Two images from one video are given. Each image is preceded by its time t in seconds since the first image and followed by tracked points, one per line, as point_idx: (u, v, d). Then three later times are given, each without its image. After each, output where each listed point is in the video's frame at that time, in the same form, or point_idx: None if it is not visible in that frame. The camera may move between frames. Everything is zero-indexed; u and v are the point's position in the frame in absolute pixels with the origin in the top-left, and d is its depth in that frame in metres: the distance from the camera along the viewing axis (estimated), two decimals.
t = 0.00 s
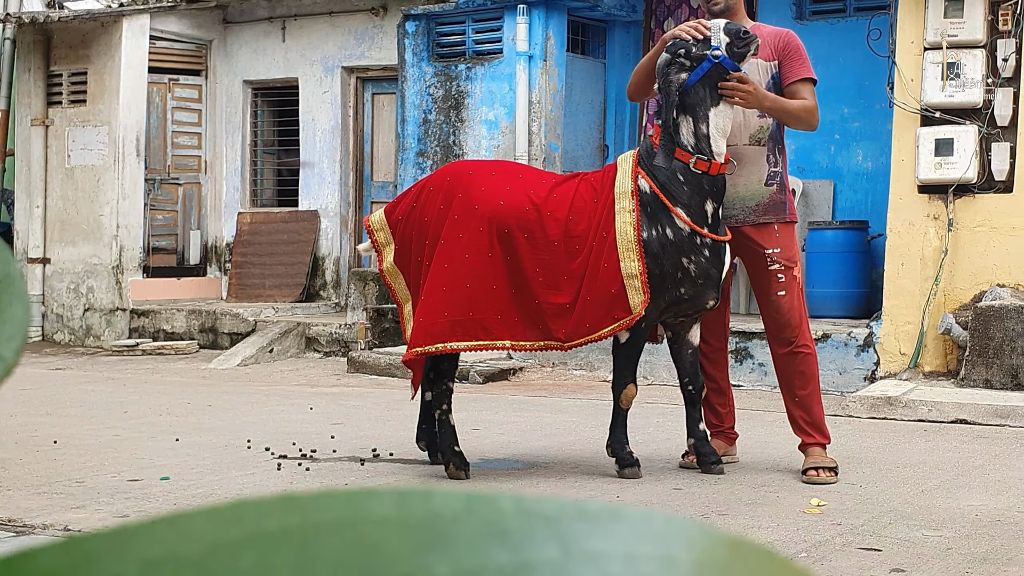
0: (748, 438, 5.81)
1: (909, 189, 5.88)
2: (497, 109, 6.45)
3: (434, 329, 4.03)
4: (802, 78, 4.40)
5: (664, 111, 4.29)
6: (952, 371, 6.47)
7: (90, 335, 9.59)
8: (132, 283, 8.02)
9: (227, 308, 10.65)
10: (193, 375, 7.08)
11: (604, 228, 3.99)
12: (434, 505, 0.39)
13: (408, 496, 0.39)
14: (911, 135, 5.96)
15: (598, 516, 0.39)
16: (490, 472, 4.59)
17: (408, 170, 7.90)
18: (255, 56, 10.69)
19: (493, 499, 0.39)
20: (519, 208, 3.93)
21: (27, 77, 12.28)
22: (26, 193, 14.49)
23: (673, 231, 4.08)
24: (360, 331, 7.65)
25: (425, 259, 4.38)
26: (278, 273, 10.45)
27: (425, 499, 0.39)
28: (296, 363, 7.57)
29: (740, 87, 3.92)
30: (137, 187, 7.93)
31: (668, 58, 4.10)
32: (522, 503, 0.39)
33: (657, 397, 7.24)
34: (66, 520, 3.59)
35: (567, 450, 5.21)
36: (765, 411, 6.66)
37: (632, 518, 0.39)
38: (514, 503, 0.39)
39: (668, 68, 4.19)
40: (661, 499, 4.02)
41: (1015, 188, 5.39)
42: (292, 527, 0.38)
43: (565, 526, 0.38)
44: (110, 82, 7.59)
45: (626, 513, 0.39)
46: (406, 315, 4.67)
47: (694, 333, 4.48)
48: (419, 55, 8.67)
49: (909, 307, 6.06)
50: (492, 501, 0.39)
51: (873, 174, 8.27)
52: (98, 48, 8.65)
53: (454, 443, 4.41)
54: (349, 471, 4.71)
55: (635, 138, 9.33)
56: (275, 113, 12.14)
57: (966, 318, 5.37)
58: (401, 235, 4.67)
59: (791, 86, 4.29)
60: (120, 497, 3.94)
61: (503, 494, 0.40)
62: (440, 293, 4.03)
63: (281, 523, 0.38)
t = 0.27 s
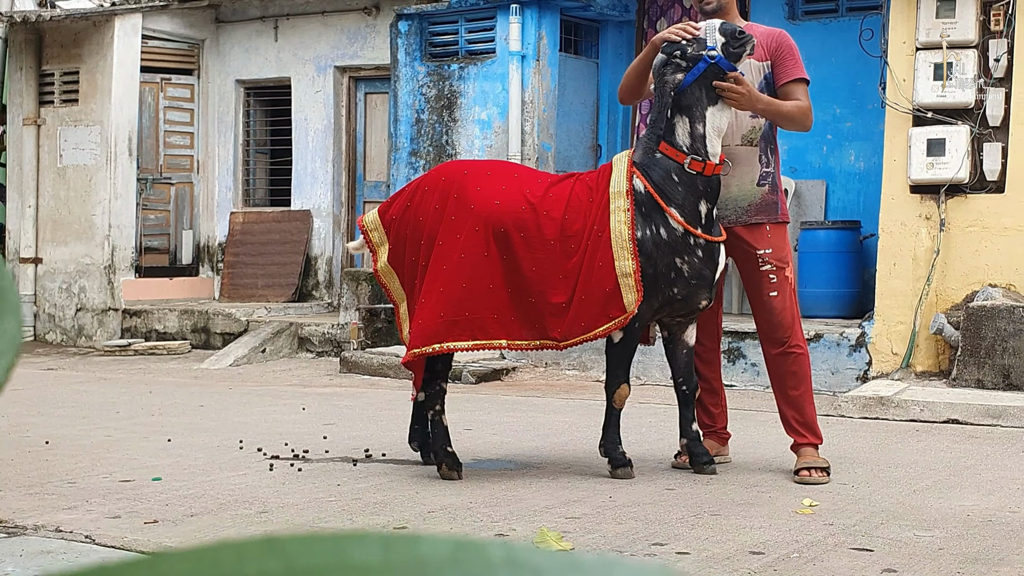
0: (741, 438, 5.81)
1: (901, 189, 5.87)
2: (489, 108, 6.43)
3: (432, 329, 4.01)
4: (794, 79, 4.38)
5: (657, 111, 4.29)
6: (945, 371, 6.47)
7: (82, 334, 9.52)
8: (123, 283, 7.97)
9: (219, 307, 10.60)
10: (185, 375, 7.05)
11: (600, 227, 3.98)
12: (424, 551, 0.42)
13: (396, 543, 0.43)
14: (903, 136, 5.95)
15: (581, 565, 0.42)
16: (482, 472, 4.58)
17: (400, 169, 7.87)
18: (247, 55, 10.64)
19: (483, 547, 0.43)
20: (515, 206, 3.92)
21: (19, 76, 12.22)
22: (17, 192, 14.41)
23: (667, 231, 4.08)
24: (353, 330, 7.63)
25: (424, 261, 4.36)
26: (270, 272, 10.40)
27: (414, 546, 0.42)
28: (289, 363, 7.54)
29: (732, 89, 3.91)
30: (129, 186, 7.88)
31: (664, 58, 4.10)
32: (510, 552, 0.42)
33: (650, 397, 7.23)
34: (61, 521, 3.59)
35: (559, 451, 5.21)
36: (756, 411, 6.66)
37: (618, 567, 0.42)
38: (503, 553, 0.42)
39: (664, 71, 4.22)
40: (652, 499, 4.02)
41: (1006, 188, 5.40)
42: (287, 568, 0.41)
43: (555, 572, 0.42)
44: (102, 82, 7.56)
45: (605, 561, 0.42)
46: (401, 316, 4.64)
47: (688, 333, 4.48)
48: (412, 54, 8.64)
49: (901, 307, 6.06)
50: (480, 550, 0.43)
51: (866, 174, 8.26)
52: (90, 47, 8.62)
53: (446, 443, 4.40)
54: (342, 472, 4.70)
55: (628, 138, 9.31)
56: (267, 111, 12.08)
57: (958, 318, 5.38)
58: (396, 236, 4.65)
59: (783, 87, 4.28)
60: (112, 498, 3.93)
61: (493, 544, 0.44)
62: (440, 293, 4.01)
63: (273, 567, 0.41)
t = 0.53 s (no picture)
0: (736, 437, 5.82)
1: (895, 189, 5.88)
2: (485, 109, 6.44)
3: (430, 329, 4.00)
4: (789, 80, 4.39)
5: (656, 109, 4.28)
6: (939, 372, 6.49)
7: (76, 334, 9.49)
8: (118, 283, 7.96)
9: (214, 307, 10.58)
10: (181, 375, 7.05)
11: (597, 226, 3.98)
12: (399, 530, 0.51)
13: (378, 520, 0.51)
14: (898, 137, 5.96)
15: (544, 534, 0.51)
16: (477, 472, 4.59)
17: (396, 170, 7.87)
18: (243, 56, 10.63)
19: (458, 523, 0.51)
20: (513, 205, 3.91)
21: (13, 76, 12.19)
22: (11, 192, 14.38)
23: (664, 231, 4.10)
24: (348, 330, 7.63)
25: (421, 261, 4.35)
26: (265, 273, 10.38)
27: (392, 522, 0.51)
28: (285, 363, 7.54)
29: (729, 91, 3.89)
30: (124, 186, 7.86)
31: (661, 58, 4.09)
32: (484, 525, 0.51)
33: (645, 397, 7.24)
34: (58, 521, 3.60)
35: (555, 451, 5.21)
36: (752, 411, 6.67)
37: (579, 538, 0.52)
38: (478, 526, 0.51)
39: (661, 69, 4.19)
40: (648, 499, 4.03)
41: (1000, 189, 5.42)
42: (262, 548, 0.50)
43: (523, 548, 0.51)
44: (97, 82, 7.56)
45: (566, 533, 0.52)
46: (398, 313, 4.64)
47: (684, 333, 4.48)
48: (407, 54, 8.65)
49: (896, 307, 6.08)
50: (457, 526, 0.51)
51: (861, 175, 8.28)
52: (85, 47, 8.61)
53: (442, 443, 4.42)
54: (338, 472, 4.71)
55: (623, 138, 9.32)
56: (263, 111, 12.06)
57: (952, 318, 5.40)
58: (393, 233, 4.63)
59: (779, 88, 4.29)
60: (108, 498, 3.93)
61: (466, 519, 0.52)
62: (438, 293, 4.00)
63: (260, 545, 0.50)
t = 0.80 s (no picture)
0: (736, 438, 5.81)
1: (895, 189, 5.86)
2: (485, 109, 6.42)
3: (430, 328, 3.98)
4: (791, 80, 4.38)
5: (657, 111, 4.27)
6: (938, 372, 6.48)
7: (75, 335, 9.49)
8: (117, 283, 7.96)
9: (213, 308, 10.56)
10: (179, 375, 7.03)
11: (597, 226, 3.97)
12: (364, 487, 0.50)
13: (344, 481, 0.50)
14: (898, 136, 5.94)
15: (517, 487, 0.50)
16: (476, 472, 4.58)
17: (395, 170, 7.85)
18: (242, 56, 10.60)
19: (425, 480, 0.50)
20: (513, 205, 3.89)
21: (12, 76, 12.19)
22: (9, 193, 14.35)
23: (664, 231, 4.09)
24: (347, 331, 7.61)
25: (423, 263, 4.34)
26: (263, 273, 10.36)
27: (356, 481, 0.50)
28: (283, 364, 7.53)
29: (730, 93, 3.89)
30: (123, 186, 7.85)
31: (662, 59, 4.08)
32: (453, 480, 0.50)
33: (644, 397, 7.23)
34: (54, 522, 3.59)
35: (554, 451, 5.21)
36: (752, 412, 6.66)
37: (557, 488, 0.50)
38: (445, 481, 0.50)
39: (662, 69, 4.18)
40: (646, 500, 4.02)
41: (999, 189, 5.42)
42: (232, 510, 0.48)
43: (494, 502, 0.49)
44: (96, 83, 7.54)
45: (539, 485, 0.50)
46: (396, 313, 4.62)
47: (684, 334, 4.47)
48: (406, 55, 8.62)
49: (895, 307, 6.07)
50: (426, 483, 0.50)
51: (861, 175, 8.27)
52: (83, 47, 8.59)
53: (441, 444, 4.40)
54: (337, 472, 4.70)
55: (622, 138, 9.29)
56: (261, 112, 12.04)
57: (952, 318, 5.39)
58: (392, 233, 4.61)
59: (781, 88, 4.27)
60: (106, 499, 3.93)
61: (433, 472, 0.51)
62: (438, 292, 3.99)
63: (225, 510, 0.48)
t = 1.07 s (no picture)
0: (734, 439, 5.83)
1: (894, 191, 5.88)
2: (484, 111, 6.43)
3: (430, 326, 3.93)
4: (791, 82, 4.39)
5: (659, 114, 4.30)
6: (936, 374, 6.50)
7: (74, 336, 9.48)
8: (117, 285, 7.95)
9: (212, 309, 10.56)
10: (179, 377, 7.04)
11: (597, 227, 3.98)
12: (338, 458, 0.54)
13: (319, 454, 0.54)
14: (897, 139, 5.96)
15: (478, 455, 0.53)
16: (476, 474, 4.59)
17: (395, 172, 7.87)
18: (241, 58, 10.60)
19: (393, 452, 0.54)
20: (515, 204, 3.88)
21: (11, 78, 12.18)
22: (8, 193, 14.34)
23: (664, 233, 4.11)
24: (347, 332, 7.63)
25: (423, 260, 4.29)
26: (263, 274, 10.37)
27: (332, 454, 0.54)
28: (283, 365, 7.55)
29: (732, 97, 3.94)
30: (123, 188, 7.85)
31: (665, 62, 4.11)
32: (419, 453, 0.54)
33: (643, 399, 7.25)
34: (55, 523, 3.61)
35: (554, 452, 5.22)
36: (750, 413, 6.68)
37: (518, 456, 0.53)
38: (415, 454, 0.54)
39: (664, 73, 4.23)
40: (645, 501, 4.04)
41: (997, 192, 5.44)
42: (214, 487, 0.53)
43: (459, 469, 0.53)
44: (96, 85, 7.55)
45: (499, 454, 0.54)
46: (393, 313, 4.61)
47: (684, 336, 4.49)
48: (405, 57, 8.63)
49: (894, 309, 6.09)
50: (396, 456, 0.54)
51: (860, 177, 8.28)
52: (84, 49, 8.60)
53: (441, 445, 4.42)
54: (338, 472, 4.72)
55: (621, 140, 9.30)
56: (261, 114, 12.04)
57: (950, 320, 5.41)
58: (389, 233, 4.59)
59: (781, 90, 4.29)
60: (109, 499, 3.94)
61: (405, 445, 0.55)
62: (438, 290, 3.94)
63: (202, 484, 0.53)
